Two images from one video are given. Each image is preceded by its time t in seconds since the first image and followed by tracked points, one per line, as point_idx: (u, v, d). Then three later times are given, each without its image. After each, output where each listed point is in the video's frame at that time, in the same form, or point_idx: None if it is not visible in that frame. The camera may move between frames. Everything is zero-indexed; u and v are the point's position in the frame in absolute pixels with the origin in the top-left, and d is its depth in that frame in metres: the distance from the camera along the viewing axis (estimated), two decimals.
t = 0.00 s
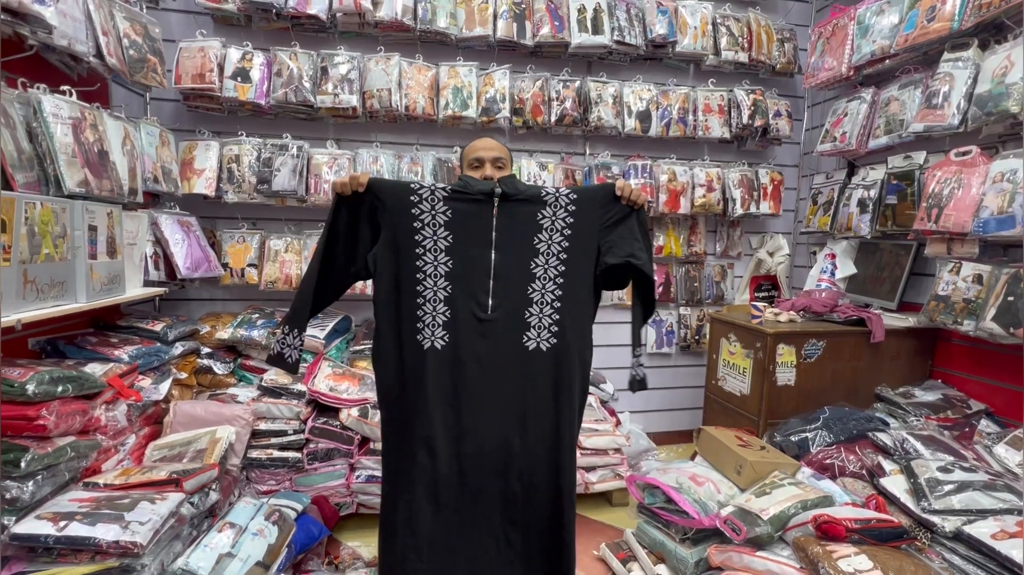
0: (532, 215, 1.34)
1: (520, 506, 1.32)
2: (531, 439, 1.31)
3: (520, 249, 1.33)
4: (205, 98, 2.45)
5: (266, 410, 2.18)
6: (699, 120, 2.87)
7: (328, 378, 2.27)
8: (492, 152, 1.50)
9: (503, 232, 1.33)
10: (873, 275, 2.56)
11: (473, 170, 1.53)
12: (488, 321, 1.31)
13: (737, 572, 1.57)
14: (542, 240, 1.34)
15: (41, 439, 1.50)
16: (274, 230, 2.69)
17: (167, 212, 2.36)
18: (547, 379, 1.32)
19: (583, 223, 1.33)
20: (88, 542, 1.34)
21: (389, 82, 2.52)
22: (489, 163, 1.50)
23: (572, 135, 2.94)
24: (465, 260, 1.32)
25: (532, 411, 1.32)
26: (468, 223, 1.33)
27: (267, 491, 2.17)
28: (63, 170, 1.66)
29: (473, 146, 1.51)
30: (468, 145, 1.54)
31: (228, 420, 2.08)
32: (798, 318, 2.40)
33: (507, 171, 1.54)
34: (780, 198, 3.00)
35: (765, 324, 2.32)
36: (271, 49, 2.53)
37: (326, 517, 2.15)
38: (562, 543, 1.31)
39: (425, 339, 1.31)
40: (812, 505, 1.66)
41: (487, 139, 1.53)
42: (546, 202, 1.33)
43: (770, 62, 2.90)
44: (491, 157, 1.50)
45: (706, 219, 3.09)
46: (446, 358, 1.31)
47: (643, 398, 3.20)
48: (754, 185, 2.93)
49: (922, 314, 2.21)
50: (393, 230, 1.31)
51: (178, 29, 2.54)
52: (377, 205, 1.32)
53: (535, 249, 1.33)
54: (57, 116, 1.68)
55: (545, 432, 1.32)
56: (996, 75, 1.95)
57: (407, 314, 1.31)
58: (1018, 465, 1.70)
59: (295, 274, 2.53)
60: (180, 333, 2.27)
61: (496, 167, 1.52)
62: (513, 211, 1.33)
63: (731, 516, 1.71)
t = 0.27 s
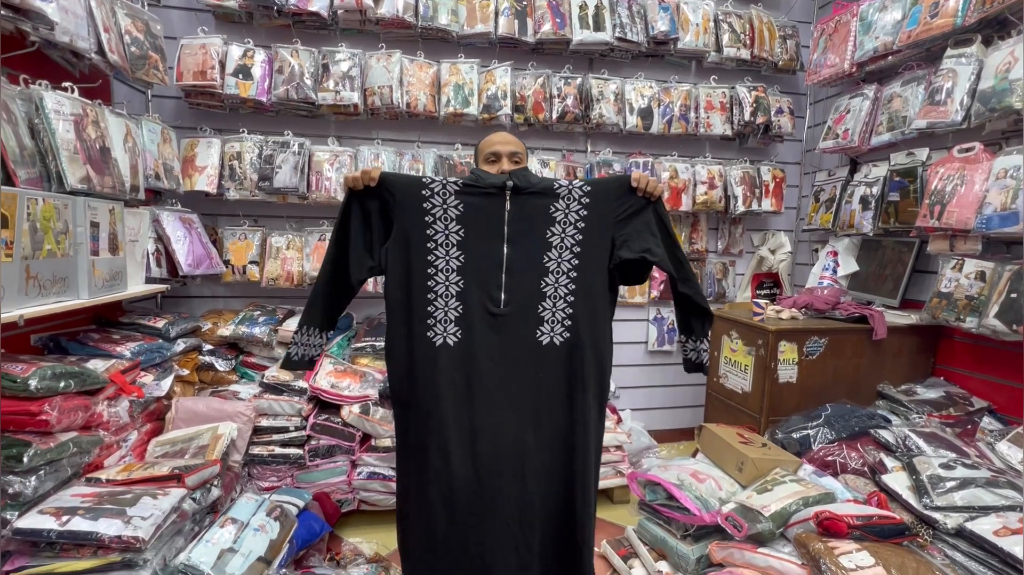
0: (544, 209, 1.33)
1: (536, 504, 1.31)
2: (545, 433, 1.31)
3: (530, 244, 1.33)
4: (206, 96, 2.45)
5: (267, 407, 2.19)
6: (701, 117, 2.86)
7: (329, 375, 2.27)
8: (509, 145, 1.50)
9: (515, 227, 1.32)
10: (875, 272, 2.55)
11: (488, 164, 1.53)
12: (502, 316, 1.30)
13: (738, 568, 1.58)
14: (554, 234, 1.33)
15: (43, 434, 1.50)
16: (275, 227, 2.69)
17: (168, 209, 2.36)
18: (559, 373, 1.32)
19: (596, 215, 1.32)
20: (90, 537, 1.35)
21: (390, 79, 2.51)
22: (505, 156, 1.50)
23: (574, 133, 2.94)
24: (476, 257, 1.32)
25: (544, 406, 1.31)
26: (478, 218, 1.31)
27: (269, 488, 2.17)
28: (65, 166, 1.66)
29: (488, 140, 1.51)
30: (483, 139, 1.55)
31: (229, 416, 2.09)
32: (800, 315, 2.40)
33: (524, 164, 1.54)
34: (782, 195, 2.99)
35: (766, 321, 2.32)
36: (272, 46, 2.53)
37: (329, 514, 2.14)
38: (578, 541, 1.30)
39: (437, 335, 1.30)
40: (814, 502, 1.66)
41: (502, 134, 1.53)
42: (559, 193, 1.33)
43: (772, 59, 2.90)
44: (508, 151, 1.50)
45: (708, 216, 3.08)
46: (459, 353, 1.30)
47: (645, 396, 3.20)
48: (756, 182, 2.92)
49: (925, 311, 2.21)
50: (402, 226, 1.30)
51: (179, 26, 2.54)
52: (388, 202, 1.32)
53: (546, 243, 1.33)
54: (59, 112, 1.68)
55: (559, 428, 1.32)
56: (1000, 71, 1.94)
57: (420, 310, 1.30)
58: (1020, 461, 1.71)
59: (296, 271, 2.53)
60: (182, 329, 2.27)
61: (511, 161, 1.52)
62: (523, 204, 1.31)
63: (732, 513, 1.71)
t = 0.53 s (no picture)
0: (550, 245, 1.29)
1: (545, 568, 1.15)
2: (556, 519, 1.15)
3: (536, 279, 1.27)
4: (205, 92, 2.45)
5: (267, 404, 2.19)
6: (702, 114, 2.85)
7: (328, 372, 2.27)
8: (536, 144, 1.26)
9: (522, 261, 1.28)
10: (876, 270, 2.54)
11: (507, 162, 1.25)
12: (499, 386, 1.16)
13: (738, 565, 1.57)
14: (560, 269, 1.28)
15: (42, 430, 1.50)
16: (274, 224, 2.68)
17: (167, 205, 2.36)
18: (569, 416, 1.18)
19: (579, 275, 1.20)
20: (89, 533, 1.35)
21: (389, 76, 2.51)
22: (527, 154, 1.24)
23: (574, 130, 2.93)
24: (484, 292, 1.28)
25: (552, 458, 1.14)
26: (486, 253, 1.17)
27: (268, 485, 2.16)
28: (62, 162, 1.66)
29: (507, 135, 1.24)
30: (500, 132, 1.27)
31: (228, 413, 2.08)
32: (800, 312, 2.39)
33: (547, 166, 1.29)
34: (783, 192, 2.98)
35: (767, 318, 2.31)
36: (271, 42, 2.52)
37: (328, 511, 2.12)
38: None
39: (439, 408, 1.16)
40: (814, 499, 1.65)
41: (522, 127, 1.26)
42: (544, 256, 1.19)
43: (774, 55, 2.88)
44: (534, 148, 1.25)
45: (709, 213, 3.07)
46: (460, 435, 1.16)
47: (645, 394, 3.19)
48: (756, 179, 2.91)
49: (926, 309, 2.20)
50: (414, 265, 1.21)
51: (178, 22, 2.53)
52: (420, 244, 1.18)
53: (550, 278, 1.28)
54: (57, 108, 1.67)
55: (569, 481, 1.17)
56: (1002, 67, 1.93)
57: (422, 349, 1.19)
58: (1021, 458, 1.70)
59: (296, 268, 2.53)
60: (181, 326, 2.27)
61: (533, 160, 1.26)
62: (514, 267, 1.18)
63: (732, 510, 1.70)
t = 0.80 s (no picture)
0: (562, 240, 1.36)
1: None
2: None
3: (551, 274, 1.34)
4: (205, 90, 2.44)
5: (267, 402, 2.19)
6: (702, 111, 2.84)
7: (328, 370, 2.27)
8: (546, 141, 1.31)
9: (537, 258, 1.35)
10: (877, 268, 2.54)
11: (519, 162, 1.32)
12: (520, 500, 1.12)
13: (738, 563, 1.58)
14: (574, 264, 1.35)
15: (41, 428, 1.50)
16: (274, 222, 2.68)
17: (167, 203, 2.36)
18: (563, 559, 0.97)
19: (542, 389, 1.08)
20: (88, 530, 1.35)
21: (389, 73, 2.50)
22: (537, 154, 1.31)
23: (574, 127, 2.92)
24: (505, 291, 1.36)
25: None
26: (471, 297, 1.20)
27: (268, 483, 2.17)
28: (61, 160, 1.66)
29: (518, 134, 1.30)
30: (511, 128, 1.33)
31: (228, 411, 2.09)
32: (801, 310, 2.38)
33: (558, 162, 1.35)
34: (783, 189, 2.97)
35: (767, 316, 2.30)
36: (271, 39, 2.52)
37: (327, 509, 2.12)
38: None
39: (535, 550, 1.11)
40: (814, 497, 1.65)
41: (532, 124, 1.33)
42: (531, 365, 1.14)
43: (774, 52, 2.88)
44: (541, 146, 1.31)
45: (709, 211, 3.06)
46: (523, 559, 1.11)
47: (645, 392, 3.19)
48: (757, 177, 2.90)
49: (927, 307, 2.19)
50: (449, 290, 1.23)
51: (177, 20, 2.52)
52: (473, 284, 1.21)
53: (564, 272, 1.34)
54: (55, 105, 1.67)
55: None
56: (1004, 64, 1.92)
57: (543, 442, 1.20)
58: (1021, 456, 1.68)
59: (296, 266, 2.53)
60: (181, 324, 2.27)
61: (545, 158, 1.32)
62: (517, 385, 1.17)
63: (732, 508, 1.70)
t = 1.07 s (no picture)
0: (565, 242, 1.33)
1: None
2: None
3: (549, 277, 1.35)
4: (205, 88, 2.44)
5: (267, 400, 2.19)
6: (703, 109, 2.83)
7: (329, 368, 2.28)
8: (521, 158, 1.26)
9: (537, 262, 1.36)
10: (877, 266, 2.54)
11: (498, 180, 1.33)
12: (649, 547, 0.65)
13: (738, 561, 1.57)
14: (576, 267, 1.33)
15: (43, 427, 1.50)
16: (274, 221, 2.68)
17: (167, 202, 2.36)
18: None
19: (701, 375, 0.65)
20: (90, 528, 1.35)
21: (389, 72, 2.50)
22: (508, 174, 1.29)
23: (574, 126, 2.92)
24: (508, 293, 1.42)
25: None
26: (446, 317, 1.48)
27: (269, 481, 2.17)
28: (61, 159, 1.66)
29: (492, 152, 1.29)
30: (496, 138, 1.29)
31: (229, 410, 2.09)
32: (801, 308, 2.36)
33: (537, 172, 1.29)
34: (784, 187, 2.97)
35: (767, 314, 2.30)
36: (270, 38, 2.52)
37: (329, 507, 2.14)
38: None
39: None
40: (814, 495, 1.66)
41: (509, 136, 1.27)
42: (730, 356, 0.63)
43: (775, 50, 2.87)
44: (510, 166, 1.28)
45: (709, 209, 3.06)
46: None
47: (645, 390, 3.19)
48: (757, 175, 2.90)
49: (927, 305, 2.19)
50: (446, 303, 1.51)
51: (177, 18, 2.52)
52: (445, 309, 1.50)
53: (564, 275, 1.33)
54: (55, 105, 1.67)
55: None
56: (1005, 61, 1.92)
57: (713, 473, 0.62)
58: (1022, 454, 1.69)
59: (296, 265, 2.53)
60: (182, 323, 2.28)
61: (518, 176, 1.28)
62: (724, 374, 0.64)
63: (732, 506, 1.71)
